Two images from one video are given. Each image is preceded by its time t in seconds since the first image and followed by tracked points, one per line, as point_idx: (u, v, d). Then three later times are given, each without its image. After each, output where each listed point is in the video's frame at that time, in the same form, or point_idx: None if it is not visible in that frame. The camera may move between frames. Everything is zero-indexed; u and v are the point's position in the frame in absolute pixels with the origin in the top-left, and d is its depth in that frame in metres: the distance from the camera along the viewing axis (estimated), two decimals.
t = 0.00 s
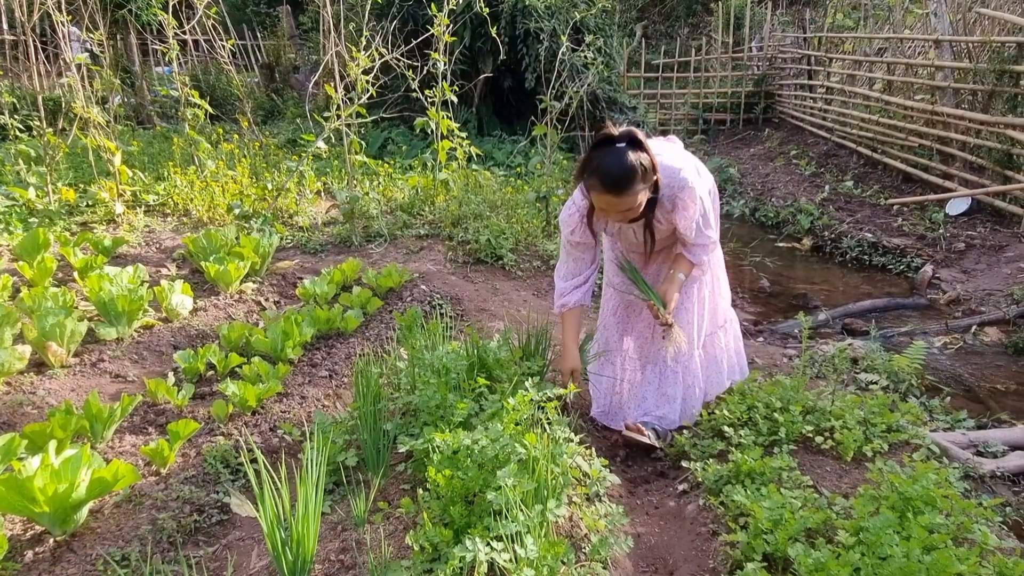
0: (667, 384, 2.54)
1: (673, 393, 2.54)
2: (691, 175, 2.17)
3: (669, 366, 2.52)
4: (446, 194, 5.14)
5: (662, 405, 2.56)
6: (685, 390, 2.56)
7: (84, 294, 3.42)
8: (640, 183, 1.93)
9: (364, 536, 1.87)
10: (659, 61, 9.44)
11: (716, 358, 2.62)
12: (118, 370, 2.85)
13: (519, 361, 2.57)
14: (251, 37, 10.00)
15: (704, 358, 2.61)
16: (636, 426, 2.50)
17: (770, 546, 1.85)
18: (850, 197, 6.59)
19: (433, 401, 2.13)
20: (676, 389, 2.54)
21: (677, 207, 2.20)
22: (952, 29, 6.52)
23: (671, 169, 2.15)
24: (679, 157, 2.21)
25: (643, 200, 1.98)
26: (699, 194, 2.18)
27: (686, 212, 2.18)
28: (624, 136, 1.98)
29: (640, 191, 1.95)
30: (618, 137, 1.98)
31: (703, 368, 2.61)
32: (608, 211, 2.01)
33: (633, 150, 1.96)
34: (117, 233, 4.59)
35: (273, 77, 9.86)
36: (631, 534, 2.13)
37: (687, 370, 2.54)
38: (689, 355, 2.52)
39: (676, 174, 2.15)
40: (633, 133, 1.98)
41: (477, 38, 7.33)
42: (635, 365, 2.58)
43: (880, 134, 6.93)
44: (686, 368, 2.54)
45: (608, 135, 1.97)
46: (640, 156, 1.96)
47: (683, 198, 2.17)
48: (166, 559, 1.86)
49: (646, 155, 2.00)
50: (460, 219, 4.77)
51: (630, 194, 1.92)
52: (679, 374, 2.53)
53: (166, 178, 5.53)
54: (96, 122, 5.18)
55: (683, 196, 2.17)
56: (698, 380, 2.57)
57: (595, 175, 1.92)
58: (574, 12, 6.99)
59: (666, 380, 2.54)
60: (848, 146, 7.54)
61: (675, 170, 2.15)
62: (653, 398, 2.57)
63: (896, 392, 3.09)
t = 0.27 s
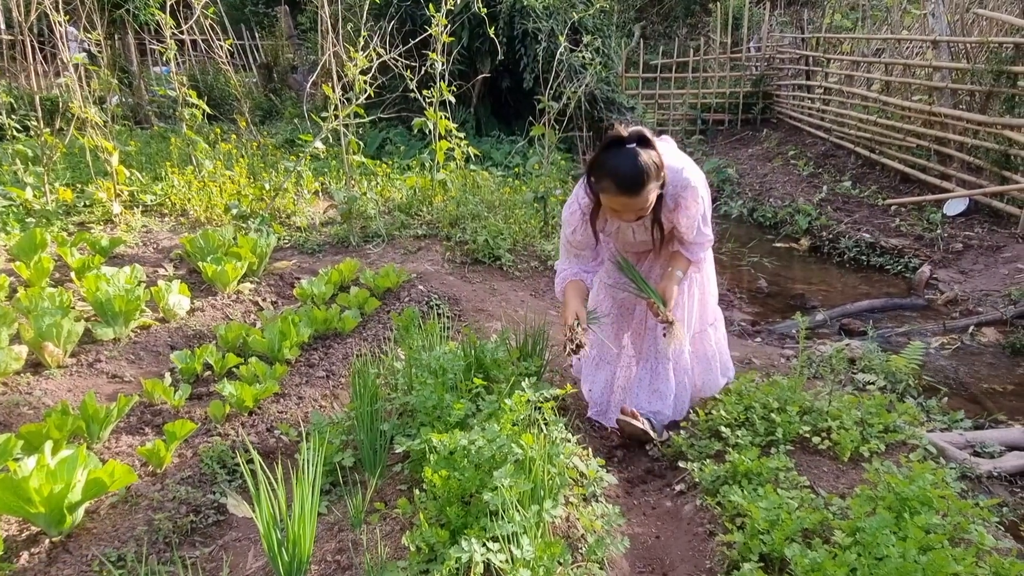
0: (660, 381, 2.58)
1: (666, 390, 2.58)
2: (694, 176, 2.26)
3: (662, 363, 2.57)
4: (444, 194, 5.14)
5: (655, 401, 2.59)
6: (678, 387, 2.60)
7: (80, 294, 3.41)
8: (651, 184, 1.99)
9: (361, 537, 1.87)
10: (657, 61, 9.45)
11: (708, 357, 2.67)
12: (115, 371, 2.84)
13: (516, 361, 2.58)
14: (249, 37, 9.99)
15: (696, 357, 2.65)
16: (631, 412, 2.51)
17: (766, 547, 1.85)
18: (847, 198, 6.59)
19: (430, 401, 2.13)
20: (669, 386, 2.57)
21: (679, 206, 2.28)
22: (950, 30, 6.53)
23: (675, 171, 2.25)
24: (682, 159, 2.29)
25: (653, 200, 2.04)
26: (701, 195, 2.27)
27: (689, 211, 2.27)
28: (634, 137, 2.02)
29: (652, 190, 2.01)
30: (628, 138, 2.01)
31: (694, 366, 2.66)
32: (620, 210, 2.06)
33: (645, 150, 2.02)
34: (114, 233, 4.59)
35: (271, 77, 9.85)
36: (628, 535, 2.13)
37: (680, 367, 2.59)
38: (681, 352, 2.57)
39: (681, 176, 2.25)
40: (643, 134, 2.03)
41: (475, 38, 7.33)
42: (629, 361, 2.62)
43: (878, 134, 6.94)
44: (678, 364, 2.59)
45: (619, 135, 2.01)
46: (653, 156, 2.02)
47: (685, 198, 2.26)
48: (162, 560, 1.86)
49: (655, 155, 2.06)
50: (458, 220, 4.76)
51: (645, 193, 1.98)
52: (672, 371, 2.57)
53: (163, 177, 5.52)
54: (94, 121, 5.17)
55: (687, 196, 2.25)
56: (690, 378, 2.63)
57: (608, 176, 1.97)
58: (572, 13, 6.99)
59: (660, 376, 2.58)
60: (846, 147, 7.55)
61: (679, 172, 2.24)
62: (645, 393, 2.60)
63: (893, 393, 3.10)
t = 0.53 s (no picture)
0: (659, 376, 2.59)
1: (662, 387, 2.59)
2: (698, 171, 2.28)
3: (661, 360, 2.57)
4: (443, 193, 5.14)
5: (654, 397, 2.61)
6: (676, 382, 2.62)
7: (79, 293, 3.41)
8: (662, 182, 1.98)
9: (360, 536, 1.87)
10: (656, 61, 9.45)
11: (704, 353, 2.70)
12: (113, 370, 2.84)
13: (515, 360, 2.58)
14: (248, 37, 9.99)
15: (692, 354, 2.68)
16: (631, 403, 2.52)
17: (765, 545, 1.86)
18: (846, 197, 6.60)
19: (429, 400, 2.13)
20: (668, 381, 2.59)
21: (686, 201, 2.29)
22: (948, 29, 6.53)
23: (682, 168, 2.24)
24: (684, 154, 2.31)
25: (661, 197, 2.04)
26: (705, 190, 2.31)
27: (694, 207, 2.30)
28: (642, 136, 2.00)
29: (661, 189, 2.00)
30: (636, 137, 1.99)
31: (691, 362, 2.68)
32: (630, 209, 2.05)
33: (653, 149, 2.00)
34: (112, 232, 4.58)
35: (270, 76, 9.85)
36: (627, 534, 2.13)
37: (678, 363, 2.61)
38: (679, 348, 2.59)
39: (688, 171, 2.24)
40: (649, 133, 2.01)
41: (474, 38, 7.32)
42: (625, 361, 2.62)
43: (877, 134, 6.95)
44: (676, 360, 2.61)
45: (628, 136, 1.98)
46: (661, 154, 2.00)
47: (691, 193, 2.28)
48: (161, 559, 1.85)
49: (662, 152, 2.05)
50: (457, 219, 4.76)
51: (656, 193, 1.98)
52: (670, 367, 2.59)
53: (162, 177, 5.52)
54: (93, 120, 5.16)
55: (692, 191, 2.27)
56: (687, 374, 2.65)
57: (620, 176, 1.95)
58: (571, 12, 6.99)
59: (659, 373, 2.59)
60: (845, 146, 7.56)
61: (685, 167, 2.24)
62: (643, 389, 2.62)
63: (892, 392, 3.10)
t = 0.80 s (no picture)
0: (660, 377, 2.59)
1: (663, 387, 2.60)
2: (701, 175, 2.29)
3: (662, 361, 2.58)
4: (443, 193, 5.14)
5: (653, 397, 2.61)
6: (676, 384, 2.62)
7: (79, 293, 3.41)
8: (668, 184, 1.99)
9: (360, 535, 1.87)
10: (656, 61, 9.45)
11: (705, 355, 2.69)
12: (114, 370, 2.84)
13: (516, 361, 2.58)
14: (248, 36, 9.99)
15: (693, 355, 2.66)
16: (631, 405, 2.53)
17: (765, 545, 1.86)
18: (846, 197, 6.60)
19: (429, 400, 2.13)
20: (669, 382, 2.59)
21: (687, 205, 2.30)
22: (948, 30, 6.53)
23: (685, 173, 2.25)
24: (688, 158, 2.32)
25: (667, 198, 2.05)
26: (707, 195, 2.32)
27: (695, 210, 2.30)
28: (650, 137, 2.00)
29: (667, 191, 2.01)
30: (644, 138, 1.98)
31: (692, 364, 2.67)
32: (636, 210, 2.05)
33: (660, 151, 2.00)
34: (112, 232, 4.59)
35: (270, 76, 9.85)
36: (628, 534, 2.13)
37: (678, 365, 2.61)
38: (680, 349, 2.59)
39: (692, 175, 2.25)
40: (657, 134, 2.01)
41: (474, 38, 7.33)
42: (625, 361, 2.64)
43: (877, 134, 6.95)
44: (677, 361, 2.61)
45: (637, 136, 1.97)
46: (668, 156, 2.00)
47: (693, 196, 2.28)
48: (162, 559, 1.85)
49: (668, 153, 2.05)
50: (457, 219, 4.77)
51: (661, 194, 1.98)
52: (671, 368, 2.59)
53: (162, 177, 5.52)
54: (93, 120, 5.17)
55: (695, 195, 2.28)
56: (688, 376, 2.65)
57: (628, 177, 1.95)
58: (571, 12, 6.99)
59: (659, 374, 2.60)
60: (845, 146, 7.56)
61: (688, 170, 2.25)
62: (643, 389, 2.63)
63: (892, 392, 3.11)
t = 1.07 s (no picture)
0: (659, 377, 2.59)
1: (663, 387, 2.60)
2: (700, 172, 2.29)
3: (661, 361, 2.58)
4: (443, 193, 5.14)
5: (651, 397, 2.62)
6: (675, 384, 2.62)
7: (78, 293, 3.41)
8: (660, 175, 1.98)
9: (360, 535, 1.87)
10: (656, 61, 9.46)
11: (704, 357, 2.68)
12: (113, 370, 2.84)
13: (515, 361, 2.58)
14: (247, 36, 9.99)
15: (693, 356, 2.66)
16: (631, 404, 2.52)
17: (765, 546, 1.86)
18: (846, 197, 6.60)
19: (429, 401, 2.13)
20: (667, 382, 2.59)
21: (683, 200, 2.29)
22: (947, 30, 6.54)
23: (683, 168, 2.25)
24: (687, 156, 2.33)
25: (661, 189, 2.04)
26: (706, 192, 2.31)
27: (693, 206, 2.29)
28: (640, 129, 2.00)
29: (661, 181, 2.01)
30: (634, 131, 1.99)
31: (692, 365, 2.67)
32: (630, 203, 2.05)
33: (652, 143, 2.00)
34: (112, 232, 4.58)
35: (270, 76, 9.85)
36: (628, 534, 2.13)
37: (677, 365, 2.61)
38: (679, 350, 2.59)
39: (691, 171, 2.26)
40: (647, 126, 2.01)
41: (474, 38, 7.33)
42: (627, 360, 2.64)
43: (876, 135, 6.96)
44: (676, 362, 2.61)
45: (626, 129, 1.97)
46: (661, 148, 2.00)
47: (690, 192, 2.28)
48: (161, 559, 1.85)
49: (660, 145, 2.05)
50: (456, 219, 4.77)
51: (655, 186, 1.97)
52: (670, 369, 2.59)
53: (161, 176, 5.52)
54: (92, 120, 5.16)
55: (692, 190, 2.27)
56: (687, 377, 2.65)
57: (620, 170, 1.95)
58: (570, 12, 6.99)
59: (658, 374, 2.60)
60: (844, 147, 7.57)
61: (687, 166, 2.26)
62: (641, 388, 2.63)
63: (891, 392, 3.11)
